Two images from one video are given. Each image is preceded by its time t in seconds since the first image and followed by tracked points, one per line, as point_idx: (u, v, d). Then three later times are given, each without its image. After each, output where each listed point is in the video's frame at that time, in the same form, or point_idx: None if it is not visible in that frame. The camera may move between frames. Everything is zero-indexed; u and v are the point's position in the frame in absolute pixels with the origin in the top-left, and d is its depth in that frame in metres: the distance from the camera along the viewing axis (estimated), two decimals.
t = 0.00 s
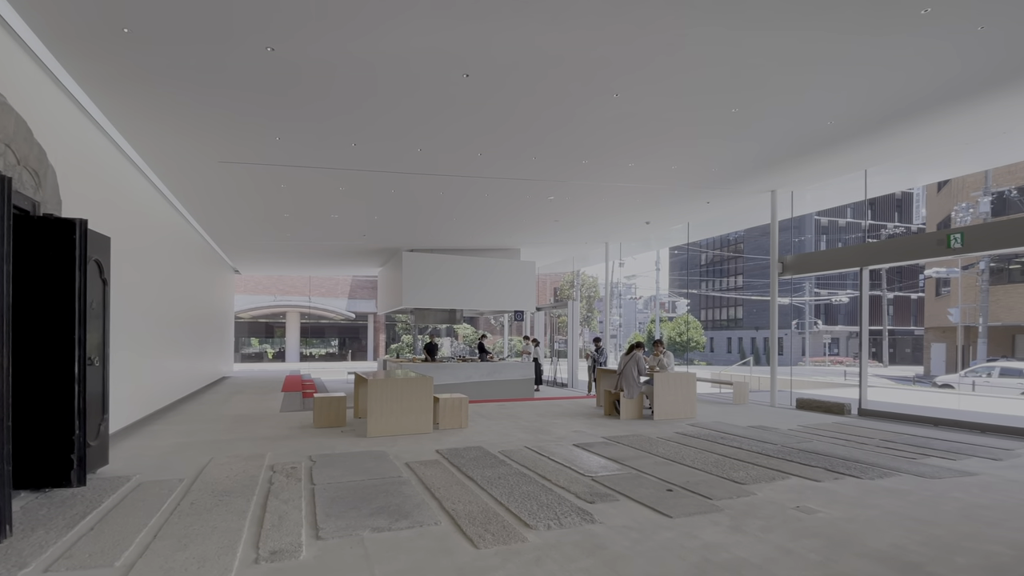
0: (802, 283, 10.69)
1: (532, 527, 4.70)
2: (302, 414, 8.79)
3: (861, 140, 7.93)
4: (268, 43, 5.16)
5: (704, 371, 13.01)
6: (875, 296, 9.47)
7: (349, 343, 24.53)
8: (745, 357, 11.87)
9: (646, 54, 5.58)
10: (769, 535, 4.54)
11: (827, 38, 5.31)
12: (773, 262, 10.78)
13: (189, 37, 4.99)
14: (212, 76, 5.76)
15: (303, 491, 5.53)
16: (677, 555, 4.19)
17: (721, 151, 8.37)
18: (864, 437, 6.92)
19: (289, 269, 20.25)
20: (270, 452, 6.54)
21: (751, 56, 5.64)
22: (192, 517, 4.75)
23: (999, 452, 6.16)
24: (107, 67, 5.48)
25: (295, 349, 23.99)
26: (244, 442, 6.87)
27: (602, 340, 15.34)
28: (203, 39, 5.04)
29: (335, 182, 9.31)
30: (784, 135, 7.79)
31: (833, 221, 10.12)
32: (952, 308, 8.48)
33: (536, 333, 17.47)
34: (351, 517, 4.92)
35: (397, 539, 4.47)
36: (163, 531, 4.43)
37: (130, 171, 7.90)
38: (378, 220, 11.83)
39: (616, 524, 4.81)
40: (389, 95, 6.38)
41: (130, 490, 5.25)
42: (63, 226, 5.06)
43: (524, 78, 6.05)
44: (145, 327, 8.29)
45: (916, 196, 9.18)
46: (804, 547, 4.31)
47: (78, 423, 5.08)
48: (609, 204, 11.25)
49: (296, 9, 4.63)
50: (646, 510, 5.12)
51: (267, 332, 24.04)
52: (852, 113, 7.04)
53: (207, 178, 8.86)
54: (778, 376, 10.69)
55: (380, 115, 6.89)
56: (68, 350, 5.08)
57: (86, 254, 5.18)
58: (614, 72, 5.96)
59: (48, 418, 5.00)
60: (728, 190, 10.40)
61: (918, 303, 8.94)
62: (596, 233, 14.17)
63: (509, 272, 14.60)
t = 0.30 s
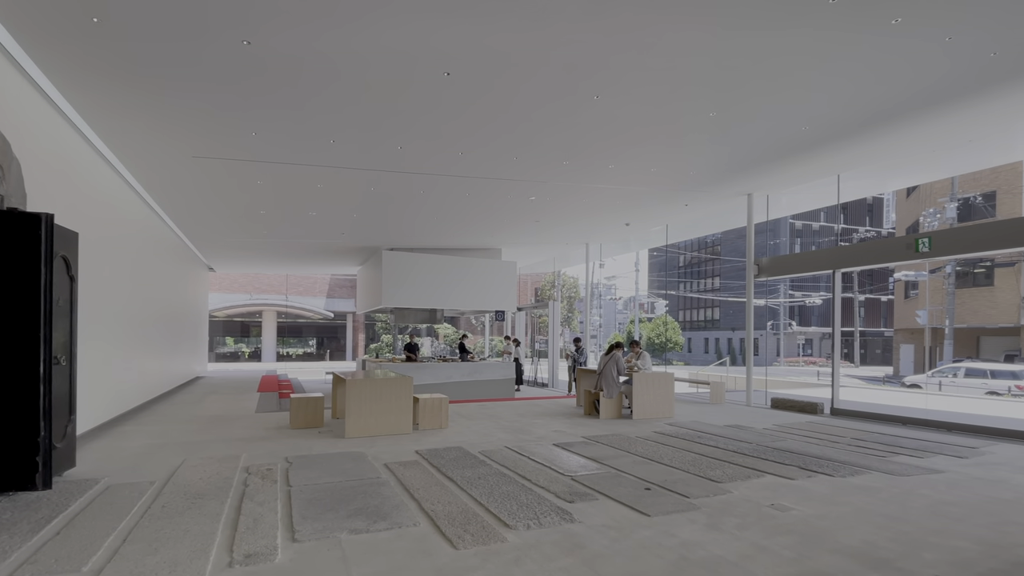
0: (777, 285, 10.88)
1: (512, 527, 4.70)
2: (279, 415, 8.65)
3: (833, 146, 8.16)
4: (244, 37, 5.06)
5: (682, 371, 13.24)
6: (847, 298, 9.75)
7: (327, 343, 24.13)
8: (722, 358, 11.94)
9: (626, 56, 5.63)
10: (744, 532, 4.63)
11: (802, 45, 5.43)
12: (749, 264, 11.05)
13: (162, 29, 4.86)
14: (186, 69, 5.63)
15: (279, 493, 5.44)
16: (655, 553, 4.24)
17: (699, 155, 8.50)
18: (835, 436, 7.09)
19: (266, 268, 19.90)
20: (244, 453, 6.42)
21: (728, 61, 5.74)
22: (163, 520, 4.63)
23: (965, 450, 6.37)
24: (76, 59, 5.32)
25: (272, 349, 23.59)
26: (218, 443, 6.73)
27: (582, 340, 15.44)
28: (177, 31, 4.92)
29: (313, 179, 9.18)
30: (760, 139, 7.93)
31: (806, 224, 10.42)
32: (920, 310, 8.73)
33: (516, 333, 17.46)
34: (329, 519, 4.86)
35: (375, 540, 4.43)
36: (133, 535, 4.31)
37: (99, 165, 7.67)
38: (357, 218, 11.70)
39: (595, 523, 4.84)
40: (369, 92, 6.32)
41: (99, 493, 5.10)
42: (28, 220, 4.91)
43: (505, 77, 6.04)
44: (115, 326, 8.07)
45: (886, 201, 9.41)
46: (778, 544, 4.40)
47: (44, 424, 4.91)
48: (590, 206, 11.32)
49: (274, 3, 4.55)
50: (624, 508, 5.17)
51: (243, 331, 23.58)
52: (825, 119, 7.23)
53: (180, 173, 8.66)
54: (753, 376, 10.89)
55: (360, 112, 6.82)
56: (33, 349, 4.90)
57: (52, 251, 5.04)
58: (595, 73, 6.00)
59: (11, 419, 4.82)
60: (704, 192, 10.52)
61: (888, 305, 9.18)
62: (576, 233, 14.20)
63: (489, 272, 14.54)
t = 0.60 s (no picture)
0: (752, 287, 11.10)
1: (490, 527, 4.70)
2: (255, 416, 8.50)
3: (806, 151, 8.35)
4: (219, 30, 4.95)
5: (660, 371, 13.41)
6: (819, 300, 9.98)
7: (304, 343, 23.74)
8: (699, 358, 12.10)
9: (606, 58, 5.67)
10: (720, 530, 4.70)
11: (776, 51, 5.55)
12: (726, 267, 11.26)
13: (132, 20, 4.74)
14: (158, 62, 5.48)
15: (254, 495, 5.34)
16: (633, 552, 4.28)
17: (678, 157, 8.62)
18: (808, 435, 7.25)
19: (241, 265, 19.50)
20: (218, 454, 6.29)
21: (706, 65, 5.82)
22: (133, 523, 4.50)
23: (931, 448, 6.57)
24: (40, 48, 5.13)
25: (247, 349, 23.26)
26: (190, 445, 6.58)
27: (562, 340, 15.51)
28: (149, 22, 4.79)
29: (290, 176, 9.04)
30: (737, 143, 8.07)
31: (781, 227, 10.62)
32: (889, 312, 8.97)
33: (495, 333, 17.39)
34: (305, 521, 4.78)
35: (353, 542, 4.38)
36: (100, 539, 4.18)
37: (66, 157, 7.43)
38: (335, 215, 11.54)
39: (573, 522, 4.86)
40: (348, 89, 6.25)
41: (65, 497, 4.94)
42: None
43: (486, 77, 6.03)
44: (82, 324, 7.82)
45: (857, 205, 9.48)
46: (752, 541, 4.48)
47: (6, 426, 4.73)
48: (570, 206, 11.37)
49: None
50: (603, 507, 5.20)
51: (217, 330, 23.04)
52: (799, 124, 7.39)
53: (152, 168, 8.44)
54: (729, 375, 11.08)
55: (339, 108, 6.74)
56: None
57: (15, 246, 4.86)
58: (575, 75, 6.03)
59: None
60: (684, 196, 10.77)
61: (858, 307, 9.39)
62: (555, 233, 14.18)
63: (472, 271, 14.54)
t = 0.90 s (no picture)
0: (728, 288, 11.37)
1: (469, 527, 4.68)
2: (229, 416, 8.33)
3: (779, 156, 8.53)
4: (192, 22, 4.84)
5: (638, 370, 13.52)
6: (792, 301, 10.23)
7: (281, 343, 23.25)
8: (676, 358, 12.40)
9: (586, 60, 5.70)
10: (696, 527, 4.76)
11: (752, 56, 5.65)
12: (702, 268, 11.46)
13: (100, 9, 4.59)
14: (127, 53, 5.33)
15: (227, 497, 5.23)
16: (610, 550, 4.31)
17: (656, 160, 8.72)
18: (781, 433, 7.41)
19: (214, 263, 19.08)
20: (189, 456, 6.14)
21: (684, 68, 5.90)
22: (99, 527, 4.37)
23: (898, 445, 6.77)
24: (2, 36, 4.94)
25: (222, 349, 22.79)
26: (161, 447, 6.41)
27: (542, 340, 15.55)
28: (117, 12, 4.65)
29: (266, 172, 8.88)
30: (714, 146, 8.20)
31: (756, 230, 10.76)
32: (859, 313, 9.18)
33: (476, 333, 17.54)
34: (279, 523, 4.70)
35: (329, 544, 4.32)
36: (65, 544, 4.05)
37: (30, 150, 7.17)
38: (312, 213, 11.37)
39: (552, 521, 4.88)
40: (326, 85, 6.16)
41: (29, 500, 4.77)
42: None
43: (465, 76, 6.01)
44: (47, 322, 7.56)
45: (829, 209, 9.63)
46: (727, 538, 4.55)
47: None
48: (550, 207, 11.40)
49: None
50: (581, 506, 5.23)
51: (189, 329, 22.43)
52: (774, 129, 7.53)
53: (121, 162, 8.21)
54: (705, 375, 11.19)
55: (316, 105, 6.65)
56: None
57: None
58: (555, 76, 6.05)
59: None
60: (662, 198, 10.93)
61: (830, 308, 9.59)
62: (535, 233, 14.18)
63: (453, 270, 14.50)
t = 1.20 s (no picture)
0: (704, 290, 11.54)
1: (447, 528, 4.66)
2: (202, 417, 8.14)
3: (754, 160, 8.71)
4: (162, 13, 4.71)
5: (616, 370, 13.62)
6: (766, 302, 10.40)
7: (255, 342, 22.94)
8: (654, 358, 12.53)
9: (566, 61, 5.73)
10: (671, 525, 4.82)
11: (728, 61, 5.74)
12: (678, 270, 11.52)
13: None
14: (94, 45, 5.17)
15: (199, 500, 5.10)
16: (587, 549, 4.33)
17: (635, 162, 8.80)
18: (755, 431, 7.55)
19: (186, 260, 18.64)
20: (160, 459, 5.98)
21: (662, 70, 5.96)
22: (65, 533, 4.23)
23: (867, 443, 6.96)
24: None
25: (193, 348, 22.25)
26: (130, 449, 6.24)
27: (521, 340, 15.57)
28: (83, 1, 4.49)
29: (240, 169, 8.70)
30: (691, 150, 8.31)
31: (731, 232, 10.98)
32: (830, 314, 9.49)
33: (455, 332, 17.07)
34: (253, 527, 4.61)
35: (304, 547, 4.25)
36: (28, 550, 3.91)
37: None
38: (289, 211, 11.18)
39: (530, 521, 4.89)
40: (302, 81, 6.06)
41: None
42: None
43: (445, 74, 5.98)
44: (9, 320, 7.30)
45: (801, 213, 10.11)
46: (702, 536, 4.62)
47: None
48: (530, 207, 11.42)
49: None
50: (559, 505, 5.25)
51: (160, 328, 21.73)
52: (749, 133, 7.67)
53: (88, 156, 7.96)
54: (682, 374, 11.44)
55: (292, 100, 6.53)
56: None
57: None
58: (534, 76, 6.06)
59: None
60: (640, 200, 11.07)
61: (802, 309, 9.95)
62: (516, 233, 14.19)
63: (433, 270, 14.43)
